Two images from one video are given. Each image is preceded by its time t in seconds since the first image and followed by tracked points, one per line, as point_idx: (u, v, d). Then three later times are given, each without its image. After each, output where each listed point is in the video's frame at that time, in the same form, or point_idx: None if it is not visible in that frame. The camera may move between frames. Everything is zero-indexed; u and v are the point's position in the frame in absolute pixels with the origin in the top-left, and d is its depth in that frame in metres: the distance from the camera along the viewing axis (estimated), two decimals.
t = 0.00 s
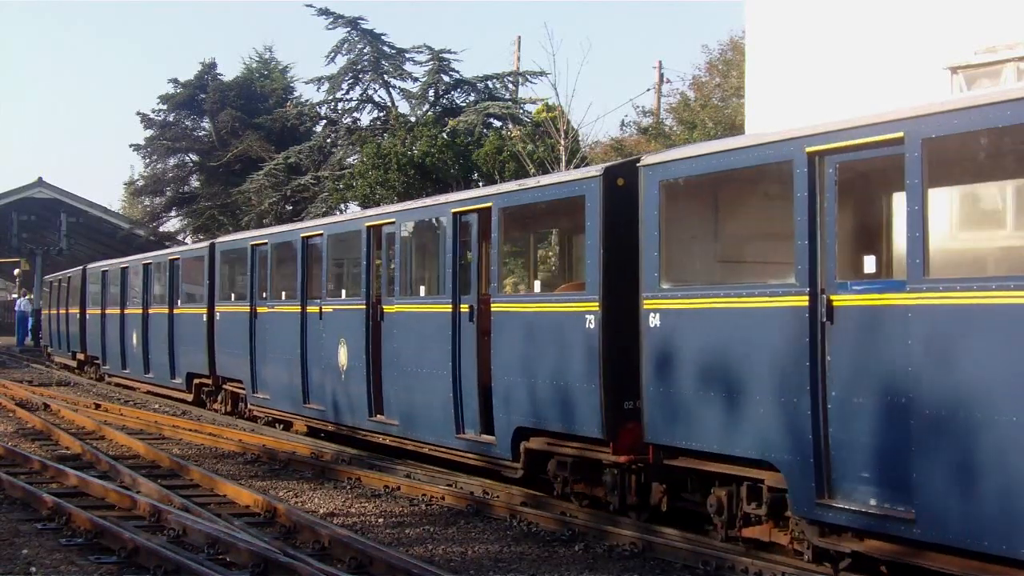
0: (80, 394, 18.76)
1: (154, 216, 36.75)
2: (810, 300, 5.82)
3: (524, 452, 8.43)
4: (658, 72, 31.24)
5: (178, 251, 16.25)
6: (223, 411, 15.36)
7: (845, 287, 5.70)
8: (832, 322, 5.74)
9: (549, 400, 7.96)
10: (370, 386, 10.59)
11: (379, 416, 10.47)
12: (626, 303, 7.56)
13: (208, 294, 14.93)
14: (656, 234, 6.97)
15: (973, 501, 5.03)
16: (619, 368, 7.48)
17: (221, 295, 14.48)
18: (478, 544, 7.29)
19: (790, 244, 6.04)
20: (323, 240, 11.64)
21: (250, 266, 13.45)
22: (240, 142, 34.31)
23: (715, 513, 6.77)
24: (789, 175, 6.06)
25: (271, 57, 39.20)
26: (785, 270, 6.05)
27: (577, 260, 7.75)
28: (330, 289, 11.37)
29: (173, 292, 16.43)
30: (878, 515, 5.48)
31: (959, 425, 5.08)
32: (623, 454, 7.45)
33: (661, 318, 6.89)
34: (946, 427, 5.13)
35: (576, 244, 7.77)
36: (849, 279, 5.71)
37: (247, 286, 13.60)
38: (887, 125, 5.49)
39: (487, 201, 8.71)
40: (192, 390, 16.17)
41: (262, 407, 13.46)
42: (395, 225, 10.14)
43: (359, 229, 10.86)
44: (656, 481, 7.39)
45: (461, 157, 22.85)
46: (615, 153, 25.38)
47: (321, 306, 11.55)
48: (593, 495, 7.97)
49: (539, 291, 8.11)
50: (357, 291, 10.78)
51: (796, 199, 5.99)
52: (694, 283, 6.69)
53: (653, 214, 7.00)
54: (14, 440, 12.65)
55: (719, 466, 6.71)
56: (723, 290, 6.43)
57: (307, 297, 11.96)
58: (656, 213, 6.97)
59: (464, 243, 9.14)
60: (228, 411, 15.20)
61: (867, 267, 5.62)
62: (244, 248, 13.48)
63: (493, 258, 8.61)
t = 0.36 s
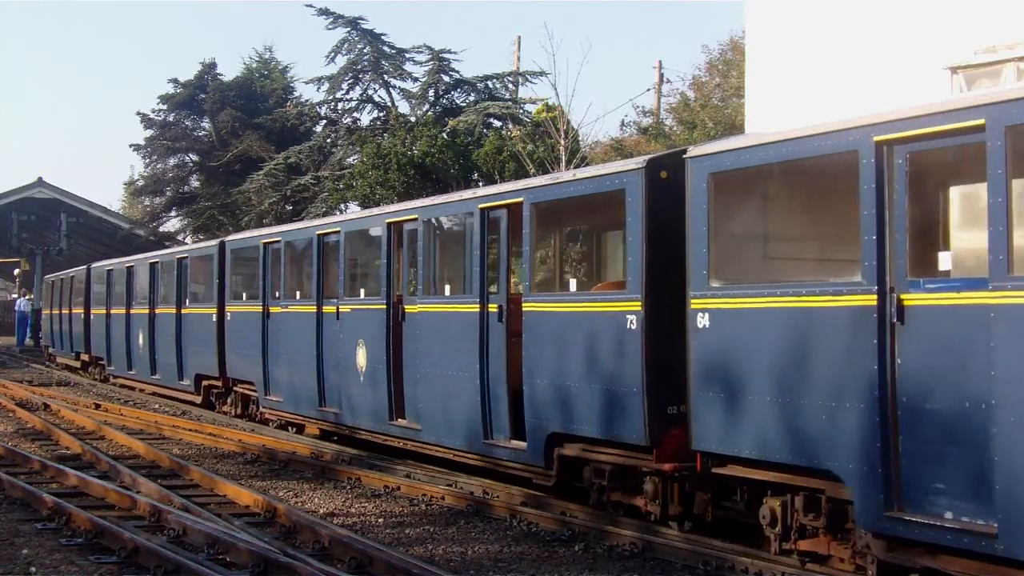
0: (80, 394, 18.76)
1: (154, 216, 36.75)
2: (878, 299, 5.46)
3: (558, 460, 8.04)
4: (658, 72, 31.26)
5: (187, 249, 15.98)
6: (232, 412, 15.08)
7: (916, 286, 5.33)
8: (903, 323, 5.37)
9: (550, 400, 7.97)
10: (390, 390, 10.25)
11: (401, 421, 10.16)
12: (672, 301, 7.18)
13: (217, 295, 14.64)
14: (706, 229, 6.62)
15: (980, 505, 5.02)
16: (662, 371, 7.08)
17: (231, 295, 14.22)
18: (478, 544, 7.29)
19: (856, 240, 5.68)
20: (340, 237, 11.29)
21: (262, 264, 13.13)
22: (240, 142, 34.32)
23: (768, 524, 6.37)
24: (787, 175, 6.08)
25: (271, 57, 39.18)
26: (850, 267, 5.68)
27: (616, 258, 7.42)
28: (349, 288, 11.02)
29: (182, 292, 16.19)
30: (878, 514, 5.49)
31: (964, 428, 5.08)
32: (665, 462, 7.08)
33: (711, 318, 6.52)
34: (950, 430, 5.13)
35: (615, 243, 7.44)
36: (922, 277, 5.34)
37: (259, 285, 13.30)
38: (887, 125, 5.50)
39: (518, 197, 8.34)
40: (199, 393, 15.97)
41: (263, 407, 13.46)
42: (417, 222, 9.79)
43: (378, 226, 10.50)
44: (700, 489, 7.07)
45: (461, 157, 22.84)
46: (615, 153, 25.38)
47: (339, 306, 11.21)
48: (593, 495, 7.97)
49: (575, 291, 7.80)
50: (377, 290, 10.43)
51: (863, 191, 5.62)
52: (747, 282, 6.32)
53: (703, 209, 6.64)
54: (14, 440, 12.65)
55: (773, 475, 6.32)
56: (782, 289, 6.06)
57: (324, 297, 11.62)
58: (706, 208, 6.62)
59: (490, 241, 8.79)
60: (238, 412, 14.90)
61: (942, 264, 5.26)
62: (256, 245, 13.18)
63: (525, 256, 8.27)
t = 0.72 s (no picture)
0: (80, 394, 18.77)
1: (154, 216, 36.76)
2: (957, 298, 5.09)
3: (596, 468, 7.71)
4: (658, 72, 31.27)
5: (191, 248, 15.91)
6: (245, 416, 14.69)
7: (999, 284, 4.96)
8: (984, 323, 5.01)
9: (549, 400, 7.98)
10: (411, 393, 9.89)
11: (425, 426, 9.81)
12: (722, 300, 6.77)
13: (227, 295, 14.23)
14: (760, 224, 6.23)
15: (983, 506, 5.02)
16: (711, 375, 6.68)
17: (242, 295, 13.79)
18: (478, 544, 7.29)
19: (926, 235, 5.33)
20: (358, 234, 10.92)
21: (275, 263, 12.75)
22: (240, 142, 34.32)
23: (828, 538, 6.04)
24: (784, 176, 6.10)
25: (270, 57, 39.18)
26: (927, 265, 5.29)
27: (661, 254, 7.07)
28: (367, 286, 10.62)
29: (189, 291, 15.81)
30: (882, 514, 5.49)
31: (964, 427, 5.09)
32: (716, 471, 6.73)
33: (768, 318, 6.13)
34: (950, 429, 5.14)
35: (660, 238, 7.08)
36: (1005, 273, 4.97)
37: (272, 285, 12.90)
38: (886, 126, 5.51)
39: (552, 190, 7.96)
40: (209, 395, 15.59)
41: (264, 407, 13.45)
42: (442, 217, 9.42)
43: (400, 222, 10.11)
44: (752, 499, 6.75)
45: (461, 157, 22.84)
46: (615, 153, 25.39)
47: (357, 306, 10.82)
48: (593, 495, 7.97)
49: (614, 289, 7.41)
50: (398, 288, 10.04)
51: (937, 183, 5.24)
52: (808, 280, 5.94)
53: (756, 204, 6.24)
54: (14, 440, 12.65)
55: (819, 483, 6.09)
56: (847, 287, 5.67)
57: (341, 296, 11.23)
58: (761, 202, 6.21)
59: (523, 238, 8.43)
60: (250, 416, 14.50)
61: None
62: (268, 243, 12.77)
63: (559, 252, 7.88)
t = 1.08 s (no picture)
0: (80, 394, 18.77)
1: (154, 216, 36.77)
2: None
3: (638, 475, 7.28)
4: (658, 72, 31.27)
5: (190, 249, 15.98)
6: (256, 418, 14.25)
7: None
8: None
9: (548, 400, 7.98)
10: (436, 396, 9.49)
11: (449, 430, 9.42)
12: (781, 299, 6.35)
13: (238, 293, 13.81)
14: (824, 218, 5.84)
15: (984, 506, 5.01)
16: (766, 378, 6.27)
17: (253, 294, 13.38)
18: (478, 544, 7.29)
19: (994, 228, 5.06)
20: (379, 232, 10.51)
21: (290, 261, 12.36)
22: (240, 142, 34.31)
23: (897, 551, 5.70)
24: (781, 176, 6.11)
25: (270, 57, 39.18)
26: (1009, 261, 4.94)
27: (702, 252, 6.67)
28: (389, 285, 10.22)
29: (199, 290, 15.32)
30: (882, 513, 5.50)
31: (960, 426, 5.09)
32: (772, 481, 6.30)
33: (832, 318, 5.75)
34: (948, 428, 5.14)
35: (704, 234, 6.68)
36: None
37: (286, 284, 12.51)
38: (884, 126, 5.51)
39: (592, 183, 7.55)
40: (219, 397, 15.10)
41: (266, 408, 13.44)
42: (470, 213, 9.02)
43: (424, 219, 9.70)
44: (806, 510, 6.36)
45: (461, 157, 22.83)
46: (615, 153, 25.39)
47: (377, 305, 10.43)
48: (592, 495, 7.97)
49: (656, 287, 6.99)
50: (422, 287, 9.65)
51: None
52: (876, 277, 5.56)
53: (820, 194, 5.87)
54: (14, 440, 12.65)
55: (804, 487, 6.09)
56: (920, 285, 5.29)
57: (359, 296, 10.84)
58: (824, 192, 5.85)
59: (558, 234, 8.01)
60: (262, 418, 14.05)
61: None
62: (283, 241, 12.37)
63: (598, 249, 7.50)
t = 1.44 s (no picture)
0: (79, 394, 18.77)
1: (154, 216, 36.77)
2: None
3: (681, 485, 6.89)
4: (658, 72, 31.29)
5: (190, 249, 16.05)
6: (269, 421, 13.86)
7: None
8: None
9: (547, 401, 7.99)
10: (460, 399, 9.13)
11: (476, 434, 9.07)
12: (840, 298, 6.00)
13: (249, 293, 13.53)
14: (890, 211, 5.51)
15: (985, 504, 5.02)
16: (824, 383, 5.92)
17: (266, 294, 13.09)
18: (478, 544, 7.29)
19: None
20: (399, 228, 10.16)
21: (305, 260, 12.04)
22: (240, 142, 34.31)
23: (970, 568, 5.44)
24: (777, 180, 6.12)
25: (270, 57, 39.17)
26: None
27: (739, 252, 6.41)
28: (410, 284, 9.88)
29: (208, 290, 15.05)
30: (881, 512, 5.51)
31: (960, 426, 5.10)
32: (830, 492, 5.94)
33: (899, 318, 5.40)
34: (948, 428, 5.16)
35: (739, 235, 6.43)
36: None
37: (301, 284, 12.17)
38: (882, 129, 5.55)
39: (631, 176, 7.19)
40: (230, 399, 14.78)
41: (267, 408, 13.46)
42: (498, 208, 8.66)
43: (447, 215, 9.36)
44: (864, 522, 6.04)
45: (461, 157, 22.83)
46: (615, 153, 25.40)
47: (397, 305, 10.09)
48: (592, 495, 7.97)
49: (684, 287, 6.78)
50: (445, 286, 9.33)
51: None
52: (947, 275, 5.24)
53: (884, 184, 5.55)
54: (14, 440, 12.65)
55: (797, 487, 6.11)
56: (995, 283, 4.97)
57: (378, 295, 10.51)
58: (889, 183, 5.52)
59: (593, 231, 7.66)
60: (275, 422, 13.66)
61: None
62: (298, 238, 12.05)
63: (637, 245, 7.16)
